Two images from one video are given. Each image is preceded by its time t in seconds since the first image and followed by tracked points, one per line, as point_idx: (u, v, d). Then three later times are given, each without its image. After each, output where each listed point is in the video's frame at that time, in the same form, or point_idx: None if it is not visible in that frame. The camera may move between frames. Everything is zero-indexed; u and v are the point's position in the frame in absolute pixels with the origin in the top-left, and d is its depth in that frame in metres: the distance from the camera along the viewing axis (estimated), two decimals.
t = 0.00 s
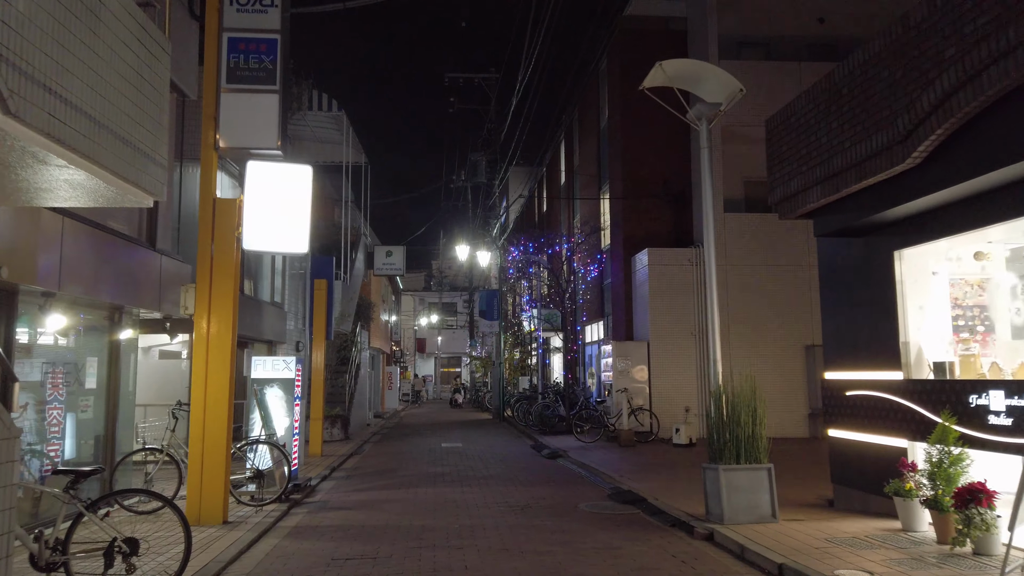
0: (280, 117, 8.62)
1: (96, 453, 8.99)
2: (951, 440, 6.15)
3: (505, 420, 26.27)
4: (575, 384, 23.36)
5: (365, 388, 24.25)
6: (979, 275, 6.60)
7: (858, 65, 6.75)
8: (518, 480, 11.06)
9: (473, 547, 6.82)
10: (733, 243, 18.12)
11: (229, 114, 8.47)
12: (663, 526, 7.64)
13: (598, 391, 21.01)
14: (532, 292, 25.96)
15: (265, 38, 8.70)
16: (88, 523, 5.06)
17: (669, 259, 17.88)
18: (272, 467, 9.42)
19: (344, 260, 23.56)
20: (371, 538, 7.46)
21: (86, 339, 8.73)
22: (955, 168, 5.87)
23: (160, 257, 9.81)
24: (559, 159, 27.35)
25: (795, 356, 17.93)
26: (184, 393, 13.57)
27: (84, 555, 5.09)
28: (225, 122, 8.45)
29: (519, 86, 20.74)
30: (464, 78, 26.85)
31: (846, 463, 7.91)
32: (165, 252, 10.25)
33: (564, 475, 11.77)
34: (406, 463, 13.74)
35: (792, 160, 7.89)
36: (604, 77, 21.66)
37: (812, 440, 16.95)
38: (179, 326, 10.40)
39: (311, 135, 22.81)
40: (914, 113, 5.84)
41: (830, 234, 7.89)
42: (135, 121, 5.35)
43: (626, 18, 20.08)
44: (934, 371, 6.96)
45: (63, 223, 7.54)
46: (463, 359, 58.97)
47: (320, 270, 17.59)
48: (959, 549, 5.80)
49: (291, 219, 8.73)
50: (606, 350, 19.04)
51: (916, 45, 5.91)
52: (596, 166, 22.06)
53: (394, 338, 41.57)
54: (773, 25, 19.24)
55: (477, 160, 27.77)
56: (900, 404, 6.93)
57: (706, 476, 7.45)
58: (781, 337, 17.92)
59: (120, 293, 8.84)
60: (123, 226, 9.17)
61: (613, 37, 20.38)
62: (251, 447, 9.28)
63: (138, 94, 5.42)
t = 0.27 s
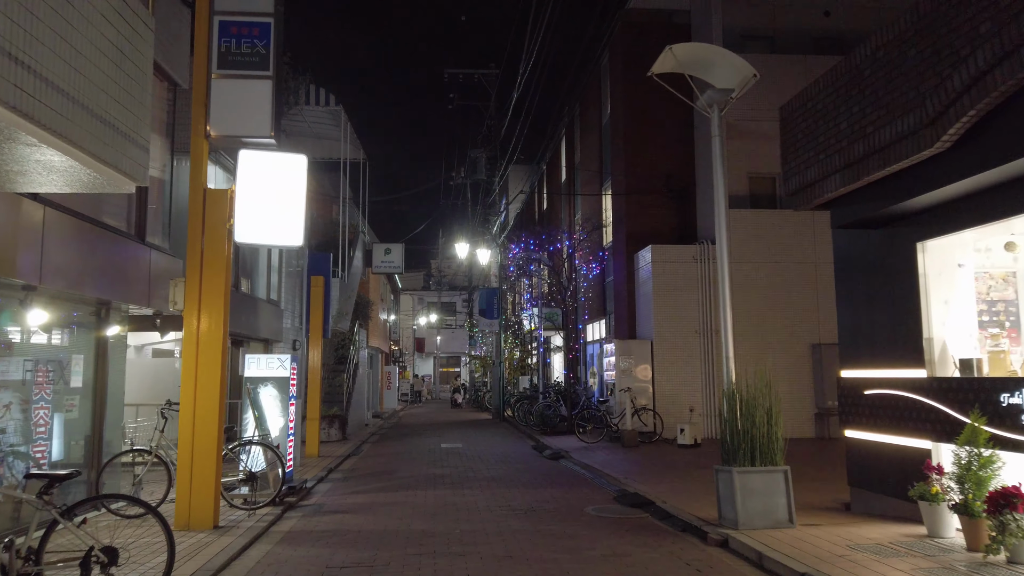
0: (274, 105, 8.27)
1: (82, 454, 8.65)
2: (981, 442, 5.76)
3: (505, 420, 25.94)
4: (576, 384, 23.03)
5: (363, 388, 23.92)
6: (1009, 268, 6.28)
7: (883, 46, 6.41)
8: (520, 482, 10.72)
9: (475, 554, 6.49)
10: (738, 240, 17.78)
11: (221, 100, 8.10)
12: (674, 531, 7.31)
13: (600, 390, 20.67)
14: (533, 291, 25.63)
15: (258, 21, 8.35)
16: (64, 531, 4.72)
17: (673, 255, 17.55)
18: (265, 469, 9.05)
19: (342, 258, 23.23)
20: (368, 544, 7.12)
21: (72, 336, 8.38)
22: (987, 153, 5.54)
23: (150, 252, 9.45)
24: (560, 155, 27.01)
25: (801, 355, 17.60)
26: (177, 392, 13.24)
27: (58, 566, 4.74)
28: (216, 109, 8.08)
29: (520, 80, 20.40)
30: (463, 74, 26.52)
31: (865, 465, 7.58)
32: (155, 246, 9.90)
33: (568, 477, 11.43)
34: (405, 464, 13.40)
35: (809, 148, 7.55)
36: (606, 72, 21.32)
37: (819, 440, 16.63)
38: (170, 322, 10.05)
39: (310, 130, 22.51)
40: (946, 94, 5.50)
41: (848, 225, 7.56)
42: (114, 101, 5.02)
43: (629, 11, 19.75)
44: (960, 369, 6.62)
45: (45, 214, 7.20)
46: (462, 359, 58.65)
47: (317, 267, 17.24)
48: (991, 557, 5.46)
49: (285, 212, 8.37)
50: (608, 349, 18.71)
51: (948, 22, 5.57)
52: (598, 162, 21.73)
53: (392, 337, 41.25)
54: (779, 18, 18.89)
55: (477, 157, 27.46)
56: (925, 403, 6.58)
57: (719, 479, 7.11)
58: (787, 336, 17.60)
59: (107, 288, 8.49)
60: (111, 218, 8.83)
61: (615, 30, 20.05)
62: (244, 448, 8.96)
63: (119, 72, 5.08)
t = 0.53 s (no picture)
0: (267, 93, 7.94)
1: (68, 456, 8.34)
2: (1012, 445, 5.44)
3: (505, 420, 25.64)
4: (577, 384, 22.73)
5: (361, 388, 23.60)
6: None
7: (906, 29, 6.09)
8: (522, 485, 10.40)
9: (478, 563, 6.19)
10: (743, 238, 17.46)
11: (211, 88, 7.78)
12: (686, 538, 7.00)
13: (602, 390, 20.39)
14: (533, 290, 25.32)
15: (250, 7, 8.05)
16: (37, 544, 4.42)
17: (677, 253, 17.26)
18: (259, 472, 8.75)
19: (340, 256, 22.91)
20: (366, 552, 6.81)
21: (57, 334, 8.07)
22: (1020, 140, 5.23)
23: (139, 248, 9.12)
24: (561, 153, 26.69)
25: (807, 355, 17.29)
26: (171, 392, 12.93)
27: None
28: (206, 99, 7.76)
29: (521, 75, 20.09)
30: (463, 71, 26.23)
31: (886, 469, 7.27)
32: (145, 242, 9.58)
33: (571, 480, 11.11)
34: (403, 466, 13.08)
35: (825, 137, 7.25)
36: (608, 68, 21.01)
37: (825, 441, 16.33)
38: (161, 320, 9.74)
39: (309, 127, 22.22)
40: (977, 78, 5.19)
41: (865, 219, 7.26)
42: (95, 83, 4.70)
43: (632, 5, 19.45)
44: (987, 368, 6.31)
45: (26, 206, 6.89)
46: (461, 359, 58.40)
47: (314, 265, 16.92)
48: None
49: (279, 205, 8.03)
50: (611, 348, 18.40)
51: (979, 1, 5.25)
52: (599, 159, 21.43)
53: (391, 337, 40.93)
54: (784, 12, 18.59)
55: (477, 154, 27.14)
56: (951, 405, 6.25)
57: (732, 484, 6.82)
58: (793, 335, 17.30)
59: (94, 284, 8.17)
60: (99, 211, 8.52)
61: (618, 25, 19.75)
62: (236, 450, 8.67)
63: (99, 52, 4.77)
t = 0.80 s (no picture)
0: (258, 79, 7.57)
1: (50, 459, 8.00)
2: None
3: (505, 421, 25.29)
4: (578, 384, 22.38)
5: (359, 388, 23.26)
6: None
7: (932, 7, 5.74)
8: (524, 488, 10.05)
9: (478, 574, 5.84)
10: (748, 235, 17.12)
11: (199, 75, 7.43)
12: (698, 546, 6.66)
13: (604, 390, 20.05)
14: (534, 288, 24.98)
15: None
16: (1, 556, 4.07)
17: (680, 251, 16.92)
18: (250, 476, 8.39)
19: (338, 254, 22.56)
20: (361, 561, 6.46)
21: (38, 331, 7.73)
22: None
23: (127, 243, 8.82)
24: (561, 150, 26.33)
25: (814, 354, 16.95)
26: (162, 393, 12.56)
27: None
28: (193, 85, 7.41)
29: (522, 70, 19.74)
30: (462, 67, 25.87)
31: (907, 473, 6.93)
32: (132, 237, 9.23)
33: (575, 483, 10.76)
34: (401, 468, 12.72)
35: (844, 124, 6.92)
36: (609, 62, 20.65)
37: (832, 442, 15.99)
38: (148, 318, 9.38)
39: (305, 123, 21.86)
40: (1012, 56, 4.85)
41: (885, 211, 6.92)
42: (70, 62, 4.43)
43: None
44: (1018, 367, 5.97)
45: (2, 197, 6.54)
46: (460, 359, 58.04)
47: (311, 263, 16.57)
48: None
49: (270, 197, 7.68)
50: (613, 347, 18.05)
51: None
52: (601, 155, 21.08)
53: (390, 336, 40.61)
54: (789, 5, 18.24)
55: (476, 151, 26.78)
56: (980, 406, 5.89)
57: (745, 489, 6.47)
58: (799, 334, 16.96)
59: (76, 280, 7.83)
60: (82, 204, 8.17)
61: (620, 18, 19.39)
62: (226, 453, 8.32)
63: (71, 26, 4.44)
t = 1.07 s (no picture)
0: (250, 68, 7.26)
1: (33, 463, 7.69)
2: None
3: (505, 422, 25.00)
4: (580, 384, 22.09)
5: (357, 388, 22.94)
6: None
7: None
8: (527, 494, 9.74)
9: None
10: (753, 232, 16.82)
11: (188, 63, 7.12)
12: (711, 556, 6.36)
13: (606, 391, 19.76)
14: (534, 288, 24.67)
15: None
16: None
17: (684, 249, 16.62)
18: (242, 481, 8.07)
19: (335, 253, 22.23)
20: (359, 571, 6.15)
21: (21, 331, 7.41)
22: None
23: (115, 240, 8.54)
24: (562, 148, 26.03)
25: (820, 354, 16.65)
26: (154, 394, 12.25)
27: None
28: (182, 75, 7.10)
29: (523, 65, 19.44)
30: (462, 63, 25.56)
31: (929, 479, 6.63)
32: (121, 233, 8.92)
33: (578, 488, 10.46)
34: (400, 472, 12.41)
35: (863, 113, 6.61)
36: (611, 58, 20.35)
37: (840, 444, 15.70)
38: (138, 318, 9.07)
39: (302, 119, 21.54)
40: None
41: (906, 204, 6.63)
42: (48, 45, 4.21)
43: None
44: None
45: None
46: (459, 359, 57.76)
47: (308, 262, 16.27)
48: None
49: (262, 190, 7.32)
50: (615, 347, 17.75)
51: None
52: (603, 152, 20.78)
53: (388, 335, 40.29)
54: None
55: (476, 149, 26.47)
56: (1009, 409, 5.59)
57: (760, 496, 6.17)
58: (805, 334, 16.66)
59: (61, 277, 7.52)
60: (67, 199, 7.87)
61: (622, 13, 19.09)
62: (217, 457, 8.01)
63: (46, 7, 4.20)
